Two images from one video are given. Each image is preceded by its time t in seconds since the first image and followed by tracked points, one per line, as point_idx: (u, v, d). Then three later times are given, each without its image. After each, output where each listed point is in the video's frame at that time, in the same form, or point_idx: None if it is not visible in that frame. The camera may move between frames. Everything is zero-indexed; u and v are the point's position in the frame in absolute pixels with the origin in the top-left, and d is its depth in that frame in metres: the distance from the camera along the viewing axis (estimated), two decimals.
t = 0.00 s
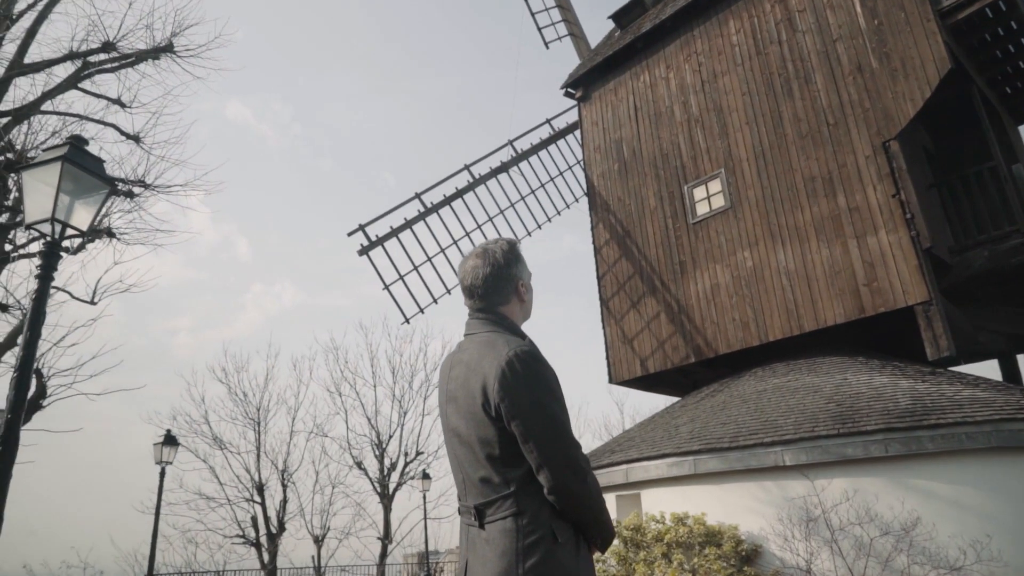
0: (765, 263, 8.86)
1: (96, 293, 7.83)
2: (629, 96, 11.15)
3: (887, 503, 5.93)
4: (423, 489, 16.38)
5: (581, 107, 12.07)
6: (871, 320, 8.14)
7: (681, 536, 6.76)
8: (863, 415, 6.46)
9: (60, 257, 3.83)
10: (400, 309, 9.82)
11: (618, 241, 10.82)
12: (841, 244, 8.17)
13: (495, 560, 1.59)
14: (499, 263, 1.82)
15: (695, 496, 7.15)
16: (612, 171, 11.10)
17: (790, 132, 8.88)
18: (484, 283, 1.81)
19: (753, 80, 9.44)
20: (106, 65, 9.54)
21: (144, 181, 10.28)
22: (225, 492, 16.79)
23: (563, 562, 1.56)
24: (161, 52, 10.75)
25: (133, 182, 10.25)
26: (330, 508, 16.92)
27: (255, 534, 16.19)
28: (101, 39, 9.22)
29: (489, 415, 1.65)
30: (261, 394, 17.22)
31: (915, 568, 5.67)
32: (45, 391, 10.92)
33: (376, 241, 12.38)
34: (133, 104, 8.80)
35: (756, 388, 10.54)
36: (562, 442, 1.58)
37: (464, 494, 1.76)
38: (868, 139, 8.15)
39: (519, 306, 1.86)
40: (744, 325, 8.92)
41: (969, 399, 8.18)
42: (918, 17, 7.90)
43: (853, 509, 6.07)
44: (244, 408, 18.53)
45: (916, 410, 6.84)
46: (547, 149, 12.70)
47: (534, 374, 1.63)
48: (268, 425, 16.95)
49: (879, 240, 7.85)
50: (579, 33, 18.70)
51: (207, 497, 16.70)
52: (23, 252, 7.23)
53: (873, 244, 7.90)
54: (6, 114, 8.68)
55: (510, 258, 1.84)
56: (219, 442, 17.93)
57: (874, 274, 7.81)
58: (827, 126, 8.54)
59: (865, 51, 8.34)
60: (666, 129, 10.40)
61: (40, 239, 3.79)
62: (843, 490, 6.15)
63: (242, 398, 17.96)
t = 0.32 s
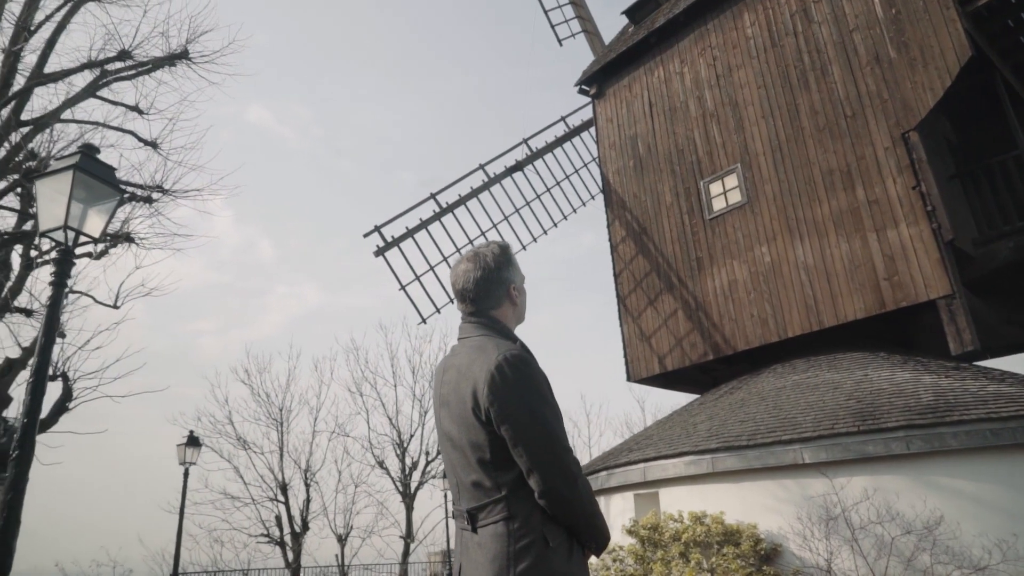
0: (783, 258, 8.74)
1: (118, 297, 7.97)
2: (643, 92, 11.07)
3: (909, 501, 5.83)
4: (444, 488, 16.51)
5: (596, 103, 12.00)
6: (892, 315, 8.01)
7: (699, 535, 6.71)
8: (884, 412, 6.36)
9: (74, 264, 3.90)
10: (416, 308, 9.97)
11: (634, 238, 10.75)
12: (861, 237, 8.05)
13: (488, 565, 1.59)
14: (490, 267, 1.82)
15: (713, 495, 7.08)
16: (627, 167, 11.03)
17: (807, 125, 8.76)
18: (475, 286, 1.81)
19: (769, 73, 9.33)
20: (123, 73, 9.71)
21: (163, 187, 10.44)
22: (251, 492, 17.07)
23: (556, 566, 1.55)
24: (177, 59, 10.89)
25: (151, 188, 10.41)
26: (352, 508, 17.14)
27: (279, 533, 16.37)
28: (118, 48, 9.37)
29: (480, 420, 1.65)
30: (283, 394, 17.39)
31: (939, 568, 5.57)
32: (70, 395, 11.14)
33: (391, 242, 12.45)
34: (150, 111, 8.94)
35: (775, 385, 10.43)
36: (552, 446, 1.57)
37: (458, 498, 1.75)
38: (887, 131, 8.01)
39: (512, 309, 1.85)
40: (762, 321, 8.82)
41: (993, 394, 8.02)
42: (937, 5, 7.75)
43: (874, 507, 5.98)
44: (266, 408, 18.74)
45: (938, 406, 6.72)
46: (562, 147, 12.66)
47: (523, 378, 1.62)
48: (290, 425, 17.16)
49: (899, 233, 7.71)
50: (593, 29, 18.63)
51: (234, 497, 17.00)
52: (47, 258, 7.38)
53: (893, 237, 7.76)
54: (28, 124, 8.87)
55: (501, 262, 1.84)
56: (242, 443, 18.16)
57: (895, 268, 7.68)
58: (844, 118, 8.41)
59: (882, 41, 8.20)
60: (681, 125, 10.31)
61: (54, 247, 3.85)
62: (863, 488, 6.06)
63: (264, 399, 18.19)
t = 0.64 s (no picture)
0: (806, 252, 8.59)
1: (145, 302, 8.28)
2: (661, 87, 10.98)
3: (939, 499, 5.69)
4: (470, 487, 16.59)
5: (614, 100, 11.92)
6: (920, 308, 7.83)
7: (723, 535, 6.64)
8: (912, 407, 6.23)
9: (93, 273, 3.97)
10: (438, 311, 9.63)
11: (655, 235, 10.66)
12: (886, 229, 7.88)
13: (487, 569, 1.58)
14: (486, 270, 1.82)
15: (737, 494, 6.98)
16: (647, 164, 10.94)
17: (829, 116, 8.60)
18: (472, 290, 1.81)
19: (789, 64, 9.18)
20: (145, 84, 9.90)
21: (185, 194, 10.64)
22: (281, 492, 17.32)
23: (554, 570, 1.54)
24: (196, 68, 11.08)
25: (174, 196, 10.60)
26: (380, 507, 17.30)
27: (309, 533, 16.59)
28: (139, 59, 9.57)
29: (476, 424, 1.65)
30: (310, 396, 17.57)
31: (971, 567, 5.43)
32: (102, 399, 11.40)
33: (411, 244, 12.48)
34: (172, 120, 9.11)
35: (800, 381, 10.27)
36: (548, 450, 1.56)
37: (457, 502, 1.75)
38: (911, 120, 7.83)
39: (510, 312, 1.85)
40: (787, 316, 8.68)
41: None
42: None
43: (903, 506, 5.84)
44: (294, 410, 18.98)
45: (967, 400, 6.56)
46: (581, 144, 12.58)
47: (518, 382, 1.61)
48: (317, 426, 17.36)
49: (925, 224, 7.54)
50: (610, 25, 18.55)
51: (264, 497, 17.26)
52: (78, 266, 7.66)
53: (919, 228, 7.59)
54: (54, 136, 9.09)
55: (497, 265, 1.83)
56: (271, 444, 18.43)
57: (922, 259, 7.51)
58: (867, 108, 8.24)
59: (906, 27, 8.02)
60: (701, 119, 10.18)
61: (73, 257, 3.93)
62: (891, 486, 5.93)
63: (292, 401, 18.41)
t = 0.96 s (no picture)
0: (839, 246, 8.40)
1: (180, 306, 8.92)
2: (688, 81, 10.84)
3: (979, 498, 5.51)
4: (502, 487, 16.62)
5: (640, 96, 11.81)
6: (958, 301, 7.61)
7: (754, 534, 6.55)
8: (949, 404, 6.05)
9: (121, 280, 4.07)
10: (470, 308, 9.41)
11: (684, 231, 10.53)
12: (922, 220, 7.66)
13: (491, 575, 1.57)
14: (489, 273, 1.82)
15: (768, 493, 6.85)
16: (674, 159, 10.82)
17: (860, 106, 8.40)
18: (475, 293, 1.81)
19: (818, 54, 8.99)
20: (176, 93, 10.14)
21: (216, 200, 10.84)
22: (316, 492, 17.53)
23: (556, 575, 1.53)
24: (224, 76, 11.30)
25: (205, 202, 10.82)
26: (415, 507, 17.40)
27: (344, 532, 16.75)
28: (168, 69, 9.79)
29: (479, 428, 1.65)
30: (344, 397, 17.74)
31: (1014, 569, 5.25)
32: (142, 402, 11.72)
33: (439, 245, 12.49)
34: (201, 129, 9.31)
35: (834, 378, 10.06)
36: (549, 453, 1.55)
37: (464, 506, 1.75)
38: (946, 107, 7.61)
39: (514, 315, 1.84)
40: (819, 311, 8.49)
41: None
42: None
43: (941, 505, 5.67)
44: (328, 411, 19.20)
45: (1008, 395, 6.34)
46: (607, 141, 12.49)
47: (520, 385, 1.61)
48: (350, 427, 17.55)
49: (963, 214, 7.32)
50: (635, 20, 18.40)
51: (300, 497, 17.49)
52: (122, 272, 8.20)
53: (956, 219, 7.37)
54: (89, 146, 9.35)
55: (500, 268, 1.83)
56: (306, 444, 18.68)
57: (960, 251, 7.29)
58: (900, 96, 8.03)
59: (939, 12, 7.80)
60: (728, 113, 10.02)
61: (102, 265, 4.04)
62: (928, 485, 5.77)
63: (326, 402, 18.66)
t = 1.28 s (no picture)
0: (868, 239, 8.22)
1: (212, 309, 9.26)
2: (711, 75, 10.70)
3: (1016, 497, 5.34)
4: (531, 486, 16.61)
5: (663, 91, 11.70)
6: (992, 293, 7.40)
7: (782, 534, 6.44)
8: (984, 399, 5.88)
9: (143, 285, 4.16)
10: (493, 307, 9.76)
11: (709, 227, 10.40)
12: (954, 211, 7.46)
13: None
14: (490, 274, 1.81)
15: (797, 492, 6.74)
16: (698, 154, 10.69)
17: (888, 95, 8.21)
18: (477, 294, 1.81)
19: (845, 43, 8.80)
20: (201, 100, 10.33)
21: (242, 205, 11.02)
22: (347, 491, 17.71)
23: None
24: (248, 82, 11.48)
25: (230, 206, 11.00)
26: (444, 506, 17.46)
27: (375, 531, 16.90)
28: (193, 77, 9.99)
29: (480, 429, 1.64)
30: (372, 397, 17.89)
31: None
32: (174, 404, 11.96)
33: (463, 245, 12.53)
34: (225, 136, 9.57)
35: (864, 374, 9.86)
36: (549, 454, 1.54)
37: (467, 507, 1.74)
38: (979, 95, 7.40)
39: (516, 316, 1.83)
40: (848, 306, 8.32)
41: None
42: None
43: (975, 504, 5.51)
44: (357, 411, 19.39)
45: None
46: (631, 137, 12.40)
47: (520, 387, 1.61)
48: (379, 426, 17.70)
49: (997, 204, 7.11)
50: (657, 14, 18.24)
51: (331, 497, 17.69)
52: (152, 277, 8.43)
53: (990, 209, 7.16)
54: (117, 155, 9.58)
55: (501, 270, 1.82)
56: (336, 444, 18.89)
57: (994, 242, 7.09)
58: (930, 84, 7.83)
59: None
60: (753, 106, 9.87)
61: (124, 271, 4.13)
62: (962, 483, 5.62)
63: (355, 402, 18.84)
